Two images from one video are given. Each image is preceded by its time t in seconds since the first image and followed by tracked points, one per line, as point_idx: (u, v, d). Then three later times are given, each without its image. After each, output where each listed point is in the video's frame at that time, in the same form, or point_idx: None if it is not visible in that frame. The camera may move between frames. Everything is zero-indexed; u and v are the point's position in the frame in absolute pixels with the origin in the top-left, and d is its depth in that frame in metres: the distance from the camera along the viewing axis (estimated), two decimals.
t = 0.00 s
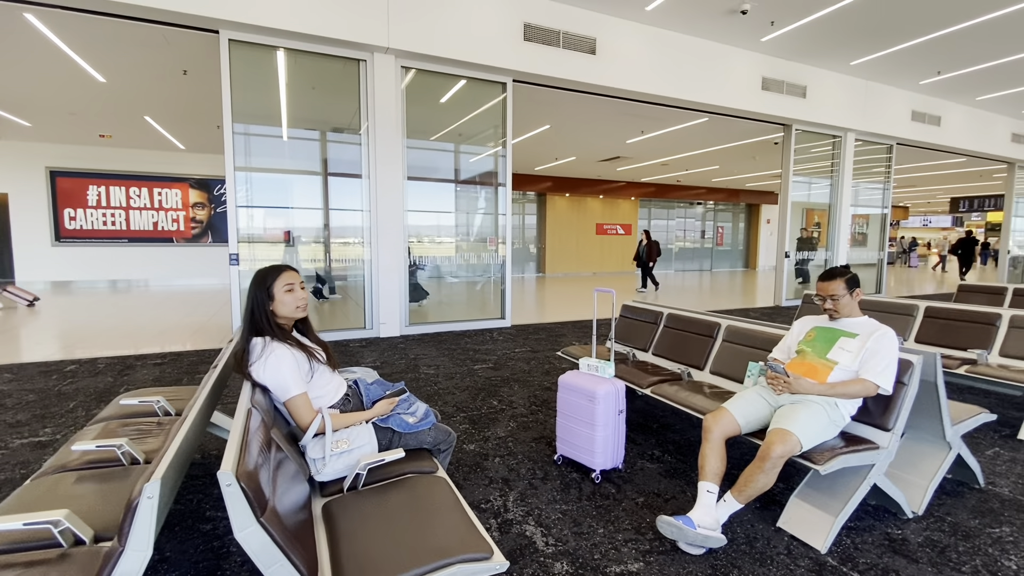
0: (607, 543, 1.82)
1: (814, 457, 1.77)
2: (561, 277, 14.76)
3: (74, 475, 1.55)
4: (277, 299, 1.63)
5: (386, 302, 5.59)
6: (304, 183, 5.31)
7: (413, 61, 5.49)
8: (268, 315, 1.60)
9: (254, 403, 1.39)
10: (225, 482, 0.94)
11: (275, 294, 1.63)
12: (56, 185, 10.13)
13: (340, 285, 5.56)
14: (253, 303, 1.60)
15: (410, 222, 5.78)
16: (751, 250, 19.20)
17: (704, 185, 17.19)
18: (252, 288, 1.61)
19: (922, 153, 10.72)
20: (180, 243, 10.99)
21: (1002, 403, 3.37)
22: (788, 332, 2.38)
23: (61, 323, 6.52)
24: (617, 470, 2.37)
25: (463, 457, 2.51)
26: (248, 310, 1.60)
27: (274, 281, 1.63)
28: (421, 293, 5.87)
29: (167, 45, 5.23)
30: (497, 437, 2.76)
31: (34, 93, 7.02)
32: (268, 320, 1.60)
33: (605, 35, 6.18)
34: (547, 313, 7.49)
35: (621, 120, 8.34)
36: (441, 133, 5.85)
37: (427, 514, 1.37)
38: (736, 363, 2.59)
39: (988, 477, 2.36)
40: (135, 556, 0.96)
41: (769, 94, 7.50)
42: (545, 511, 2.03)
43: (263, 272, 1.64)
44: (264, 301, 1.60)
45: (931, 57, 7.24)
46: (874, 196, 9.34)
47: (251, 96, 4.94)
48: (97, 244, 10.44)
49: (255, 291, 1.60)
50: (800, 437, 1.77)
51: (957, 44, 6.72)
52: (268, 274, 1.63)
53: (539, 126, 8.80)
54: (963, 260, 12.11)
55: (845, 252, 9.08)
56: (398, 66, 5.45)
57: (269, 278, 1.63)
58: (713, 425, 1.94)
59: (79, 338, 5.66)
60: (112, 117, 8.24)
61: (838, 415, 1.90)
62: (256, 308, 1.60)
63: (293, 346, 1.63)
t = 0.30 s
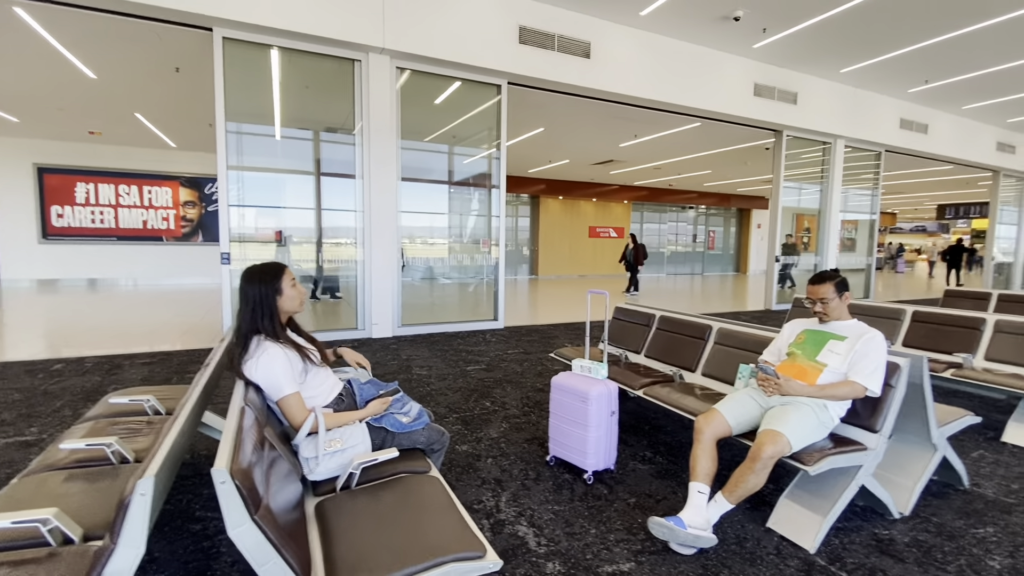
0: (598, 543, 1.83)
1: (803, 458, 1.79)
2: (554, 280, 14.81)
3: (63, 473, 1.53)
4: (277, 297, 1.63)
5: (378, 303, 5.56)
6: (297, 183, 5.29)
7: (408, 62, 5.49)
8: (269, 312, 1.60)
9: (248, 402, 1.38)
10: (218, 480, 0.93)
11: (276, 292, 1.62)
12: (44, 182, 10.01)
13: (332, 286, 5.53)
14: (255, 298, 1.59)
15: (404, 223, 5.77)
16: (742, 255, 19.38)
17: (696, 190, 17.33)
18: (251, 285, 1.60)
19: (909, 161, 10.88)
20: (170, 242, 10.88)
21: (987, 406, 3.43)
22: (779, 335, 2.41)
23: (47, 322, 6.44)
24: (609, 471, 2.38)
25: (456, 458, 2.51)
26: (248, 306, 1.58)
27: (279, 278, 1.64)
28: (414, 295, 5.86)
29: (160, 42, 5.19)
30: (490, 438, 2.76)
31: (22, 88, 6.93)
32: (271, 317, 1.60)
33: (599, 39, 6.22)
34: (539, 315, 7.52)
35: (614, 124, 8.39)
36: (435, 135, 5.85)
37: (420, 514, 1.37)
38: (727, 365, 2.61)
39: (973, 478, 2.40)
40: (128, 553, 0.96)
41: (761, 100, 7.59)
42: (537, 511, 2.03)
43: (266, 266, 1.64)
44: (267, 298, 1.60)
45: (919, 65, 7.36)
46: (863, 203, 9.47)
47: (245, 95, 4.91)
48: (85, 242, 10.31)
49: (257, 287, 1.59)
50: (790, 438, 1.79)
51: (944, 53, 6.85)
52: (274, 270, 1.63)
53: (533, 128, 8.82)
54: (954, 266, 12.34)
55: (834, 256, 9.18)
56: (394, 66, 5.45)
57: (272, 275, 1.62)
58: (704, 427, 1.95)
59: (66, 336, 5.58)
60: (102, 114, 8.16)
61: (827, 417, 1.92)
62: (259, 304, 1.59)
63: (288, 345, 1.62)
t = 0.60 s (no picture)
0: (587, 544, 1.83)
1: (790, 459, 1.81)
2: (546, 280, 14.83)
3: (46, 472, 1.51)
4: (264, 296, 1.61)
5: (369, 302, 5.53)
6: (289, 180, 5.25)
7: (402, 61, 5.47)
8: (255, 312, 1.58)
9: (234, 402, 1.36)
10: (204, 481, 0.92)
11: (262, 292, 1.60)
12: (30, 176, 9.85)
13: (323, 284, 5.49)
14: (242, 296, 1.57)
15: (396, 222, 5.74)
16: (733, 257, 19.53)
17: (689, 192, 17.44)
18: (238, 283, 1.57)
19: (898, 166, 11.02)
20: (158, 238, 10.75)
21: (972, 409, 3.48)
22: (768, 337, 2.43)
23: (31, 318, 6.33)
24: (599, 471, 2.38)
25: (446, 458, 2.50)
26: (233, 305, 1.56)
27: (268, 276, 1.62)
28: (406, 294, 5.84)
29: (150, 36, 5.13)
30: (480, 438, 2.76)
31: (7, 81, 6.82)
32: (257, 316, 1.58)
33: (593, 40, 6.24)
34: (531, 315, 7.52)
35: (607, 125, 8.42)
36: (428, 134, 5.83)
37: (409, 515, 1.36)
38: (717, 366, 2.63)
39: (957, 480, 2.44)
40: (111, 554, 0.95)
41: (753, 103, 7.65)
42: (526, 512, 2.03)
43: (253, 263, 1.61)
44: (253, 297, 1.58)
45: (907, 72, 7.47)
46: (852, 206, 9.57)
47: (236, 91, 4.86)
48: (71, 237, 10.16)
49: (244, 285, 1.57)
50: (778, 440, 1.81)
51: (932, 60, 6.94)
52: (264, 268, 1.62)
53: (527, 128, 8.83)
54: (946, 270, 12.57)
55: (823, 259, 9.27)
56: (387, 65, 5.42)
57: (259, 273, 1.60)
58: (693, 428, 1.96)
59: (50, 333, 5.50)
60: (90, 108, 8.05)
61: (814, 418, 1.94)
62: (247, 301, 1.57)
63: (274, 344, 1.61)
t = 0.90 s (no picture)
0: (581, 543, 1.83)
1: (784, 459, 1.82)
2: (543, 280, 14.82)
3: (39, 469, 1.50)
4: (261, 295, 1.61)
5: (366, 300, 5.53)
6: (286, 178, 5.24)
7: (401, 59, 5.46)
8: (252, 310, 1.58)
9: (229, 401, 1.36)
10: (197, 478, 0.92)
11: (260, 290, 1.61)
12: (26, 171, 9.80)
13: (319, 282, 5.47)
14: (239, 294, 1.57)
15: (393, 220, 5.72)
16: (730, 258, 19.57)
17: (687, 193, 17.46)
18: (235, 281, 1.57)
19: (895, 168, 11.06)
20: (155, 235, 10.70)
21: (966, 411, 3.49)
22: (763, 338, 2.43)
23: (25, 315, 6.29)
24: (594, 471, 2.39)
25: (441, 457, 2.51)
26: (229, 304, 1.56)
27: (264, 274, 1.63)
28: (403, 293, 5.82)
29: (149, 32, 5.11)
30: (476, 438, 2.76)
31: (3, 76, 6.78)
32: (253, 314, 1.58)
33: (592, 40, 6.24)
34: (528, 315, 7.52)
35: (606, 126, 8.42)
36: (426, 133, 5.83)
37: (403, 514, 1.36)
38: (712, 367, 2.64)
39: (949, 481, 2.45)
40: (102, 551, 0.95)
41: (751, 105, 7.67)
42: (521, 511, 2.03)
43: (250, 262, 1.61)
44: (250, 296, 1.58)
45: (905, 75, 7.50)
46: (849, 208, 9.60)
47: (233, 88, 4.83)
48: (67, 234, 10.11)
49: (241, 283, 1.57)
50: (772, 440, 1.81)
51: (930, 63, 6.97)
52: (260, 266, 1.62)
53: (525, 128, 8.83)
54: (944, 274, 12.64)
55: (820, 261, 9.29)
56: (386, 63, 5.41)
57: (255, 272, 1.60)
58: (688, 428, 1.97)
59: (45, 330, 5.47)
60: (87, 104, 8.01)
61: (808, 419, 1.95)
62: (244, 300, 1.57)
63: (269, 343, 1.61)
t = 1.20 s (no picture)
0: (580, 542, 1.84)
1: (782, 459, 1.82)
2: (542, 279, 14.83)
3: (38, 468, 1.50)
4: (261, 295, 1.61)
5: (365, 299, 5.52)
6: (284, 176, 5.24)
7: (401, 58, 5.46)
8: (252, 310, 1.58)
9: (228, 400, 1.36)
10: (197, 477, 0.93)
11: (259, 290, 1.61)
12: (24, 169, 9.78)
13: (317, 281, 5.46)
14: (239, 293, 1.57)
15: (392, 219, 5.72)
16: (729, 258, 19.60)
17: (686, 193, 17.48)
18: (235, 280, 1.57)
19: (893, 169, 11.07)
20: (153, 233, 10.69)
21: (963, 412, 3.50)
22: (761, 338, 2.44)
23: (23, 313, 6.29)
24: (592, 470, 2.39)
25: (440, 456, 2.51)
26: (229, 303, 1.56)
27: (264, 274, 1.63)
28: (402, 292, 5.82)
29: (148, 30, 5.10)
30: (474, 437, 2.76)
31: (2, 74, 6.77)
32: (252, 314, 1.58)
33: (592, 40, 6.25)
34: (527, 314, 7.53)
35: (605, 125, 8.43)
36: (425, 132, 5.83)
37: (402, 513, 1.37)
38: (710, 367, 2.64)
39: (946, 481, 2.46)
40: (103, 549, 0.95)
41: (750, 105, 7.68)
42: (519, 510, 2.04)
43: (250, 261, 1.61)
44: (250, 296, 1.58)
45: (903, 76, 7.51)
46: (848, 209, 9.61)
47: (233, 86, 4.83)
48: (65, 232, 10.09)
49: (241, 282, 1.57)
50: (770, 440, 1.82)
51: (928, 65, 6.99)
52: (260, 266, 1.62)
53: (525, 127, 8.83)
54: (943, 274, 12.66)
55: (818, 261, 9.31)
56: (385, 62, 5.41)
57: (256, 272, 1.60)
58: (686, 428, 1.98)
59: (43, 328, 5.46)
60: (86, 102, 8.01)
61: (806, 419, 1.96)
62: (244, 299, 1.57)
63: (268, 343, 1.61)
